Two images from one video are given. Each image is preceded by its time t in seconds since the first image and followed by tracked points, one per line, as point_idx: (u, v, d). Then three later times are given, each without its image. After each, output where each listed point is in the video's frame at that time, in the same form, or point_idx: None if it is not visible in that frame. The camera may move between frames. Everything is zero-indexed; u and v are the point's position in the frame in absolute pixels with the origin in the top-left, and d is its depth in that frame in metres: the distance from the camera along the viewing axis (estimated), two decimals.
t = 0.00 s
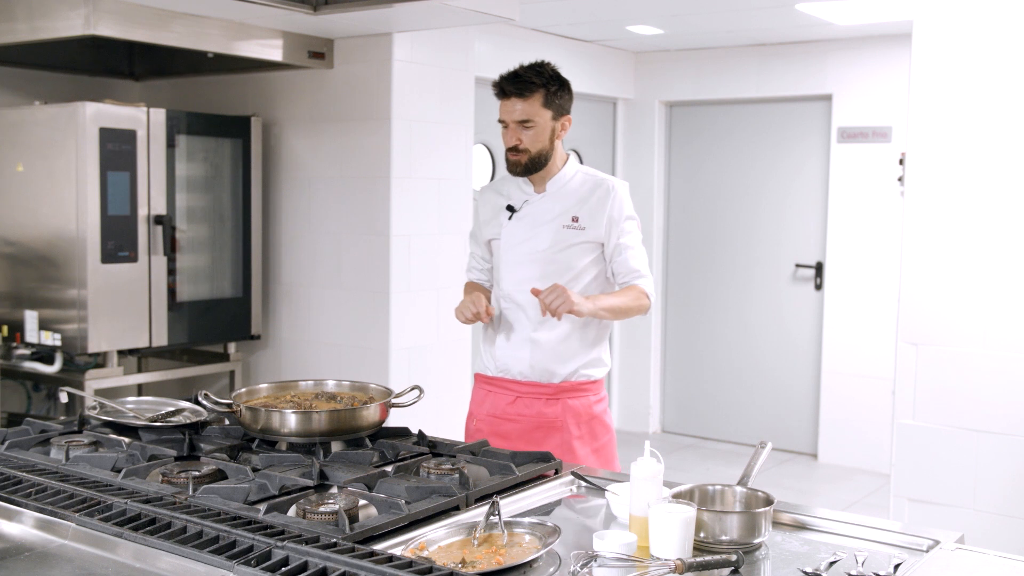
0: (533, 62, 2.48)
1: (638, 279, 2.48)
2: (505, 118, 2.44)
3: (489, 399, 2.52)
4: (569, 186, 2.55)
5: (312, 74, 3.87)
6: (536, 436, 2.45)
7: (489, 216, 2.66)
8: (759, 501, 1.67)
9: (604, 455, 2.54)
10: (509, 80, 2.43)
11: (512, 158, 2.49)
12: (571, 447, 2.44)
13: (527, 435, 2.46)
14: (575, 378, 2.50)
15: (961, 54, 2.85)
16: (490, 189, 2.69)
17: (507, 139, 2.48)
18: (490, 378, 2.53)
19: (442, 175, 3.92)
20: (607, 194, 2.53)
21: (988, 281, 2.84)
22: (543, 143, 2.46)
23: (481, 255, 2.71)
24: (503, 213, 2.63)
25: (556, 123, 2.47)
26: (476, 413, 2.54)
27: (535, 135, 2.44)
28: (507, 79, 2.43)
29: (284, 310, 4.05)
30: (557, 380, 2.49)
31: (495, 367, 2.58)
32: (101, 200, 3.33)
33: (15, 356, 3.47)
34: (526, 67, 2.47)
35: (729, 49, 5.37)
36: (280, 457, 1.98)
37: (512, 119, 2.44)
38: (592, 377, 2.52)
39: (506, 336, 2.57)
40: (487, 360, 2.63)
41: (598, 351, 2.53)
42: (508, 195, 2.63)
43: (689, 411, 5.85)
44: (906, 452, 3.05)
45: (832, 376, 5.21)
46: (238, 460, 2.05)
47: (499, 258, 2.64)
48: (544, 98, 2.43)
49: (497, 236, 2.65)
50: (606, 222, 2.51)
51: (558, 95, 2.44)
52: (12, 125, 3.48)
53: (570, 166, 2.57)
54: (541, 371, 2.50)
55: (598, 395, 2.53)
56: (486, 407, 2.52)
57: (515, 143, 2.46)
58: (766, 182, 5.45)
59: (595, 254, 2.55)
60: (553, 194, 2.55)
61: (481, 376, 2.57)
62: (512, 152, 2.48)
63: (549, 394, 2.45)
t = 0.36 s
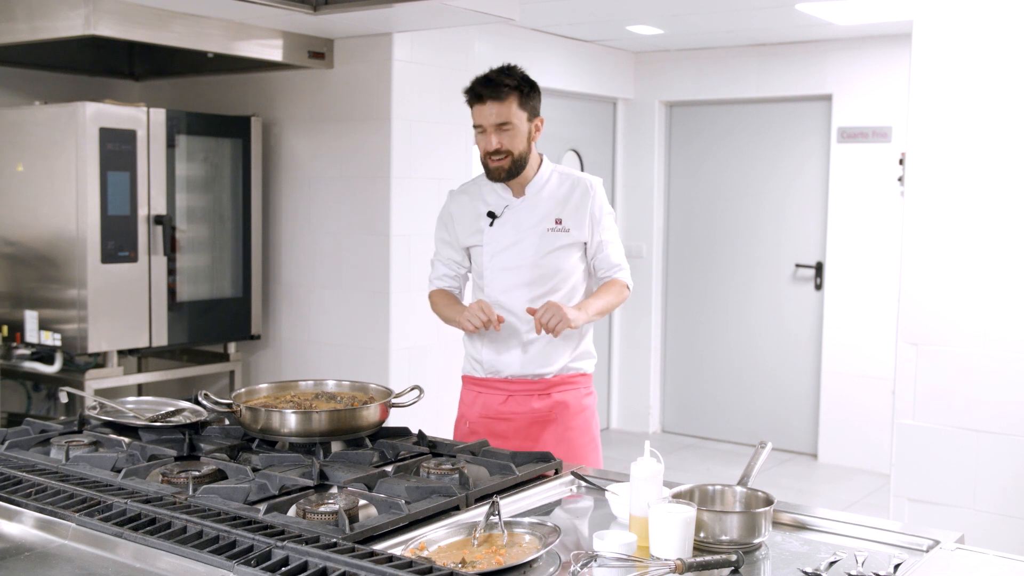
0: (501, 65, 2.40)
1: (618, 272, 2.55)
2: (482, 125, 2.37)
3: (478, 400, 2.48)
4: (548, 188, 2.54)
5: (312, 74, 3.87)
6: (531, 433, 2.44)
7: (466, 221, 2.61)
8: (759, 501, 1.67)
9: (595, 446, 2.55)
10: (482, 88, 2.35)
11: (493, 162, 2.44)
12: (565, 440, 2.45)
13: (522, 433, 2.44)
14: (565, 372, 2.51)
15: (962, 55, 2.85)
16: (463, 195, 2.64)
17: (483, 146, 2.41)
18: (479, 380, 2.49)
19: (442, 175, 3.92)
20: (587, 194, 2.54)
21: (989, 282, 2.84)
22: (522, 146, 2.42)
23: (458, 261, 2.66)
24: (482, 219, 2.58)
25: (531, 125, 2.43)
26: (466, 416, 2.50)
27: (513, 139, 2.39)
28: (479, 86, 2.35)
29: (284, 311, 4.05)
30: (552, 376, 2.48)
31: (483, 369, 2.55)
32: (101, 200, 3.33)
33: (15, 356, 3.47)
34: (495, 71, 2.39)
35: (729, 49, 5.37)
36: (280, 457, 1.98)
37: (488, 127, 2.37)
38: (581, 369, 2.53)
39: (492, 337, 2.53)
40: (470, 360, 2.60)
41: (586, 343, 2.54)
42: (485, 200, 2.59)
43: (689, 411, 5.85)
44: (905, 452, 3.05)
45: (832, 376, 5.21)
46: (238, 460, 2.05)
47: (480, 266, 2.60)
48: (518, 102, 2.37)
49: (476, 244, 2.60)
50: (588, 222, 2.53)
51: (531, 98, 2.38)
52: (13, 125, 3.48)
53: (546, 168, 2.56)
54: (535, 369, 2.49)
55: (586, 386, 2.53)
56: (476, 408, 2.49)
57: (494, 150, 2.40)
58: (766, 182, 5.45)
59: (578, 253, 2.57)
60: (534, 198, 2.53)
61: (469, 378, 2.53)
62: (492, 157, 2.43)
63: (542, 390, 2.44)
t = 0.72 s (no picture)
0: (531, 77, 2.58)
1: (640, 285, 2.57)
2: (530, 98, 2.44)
3: (493, 410, 2.47)
4: (578, 194, 2.53)
5: (312, 74, 3.87)
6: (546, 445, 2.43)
7: (488, 223, 2.57)
8: (759, 501, 1.67)
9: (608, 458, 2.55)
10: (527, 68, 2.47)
11: (539, 139, 2.43)
12: (580, 453, 2.45)
13: (537, 445, 2.43)
14: (582, 385, 2.50)
15: (961, 54, 2.85)
16: (486, 195, 2.59)
17: (529, 123, 2.43)
18: (494, 390, 2.48)
19: (442, 175, 3.92)
20: (615, 202, 2.55)
21: (989, 282, 2.84)
22: (565, 127, 2.47)
23: (476, 262, 2.62)
24: (509, 221, 2.55)
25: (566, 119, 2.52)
26: (479, 425, 2.49)
27: (560, 115, 2.45)
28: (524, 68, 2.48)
29: (284, 311, 4.05)
30: (569, 389, 2.47)
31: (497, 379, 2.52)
32: (101, 199, 3.33)
33: (15, 356, 3.47)
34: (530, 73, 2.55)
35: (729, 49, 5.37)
36: (280, 457, 1.98)
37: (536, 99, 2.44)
38: (597, 382, 2.52)
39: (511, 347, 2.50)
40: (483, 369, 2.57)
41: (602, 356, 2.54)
42: (511, 202, 2.55)
43: (689, 410, 5.85)
44: (906, 451, 3.05)
45: (832, 376, 5.21)
46: (238, 460, 2.05)
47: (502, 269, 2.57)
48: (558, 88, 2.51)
49: (500, 246, 2.56)
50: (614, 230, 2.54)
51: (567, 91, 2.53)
52: (13, 125, 3.48)
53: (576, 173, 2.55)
54: (554, 381, 2.47)
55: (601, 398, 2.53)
56: (489, 418, 2.47)
57: (542, 121, 2.42)
58: (766, 182, 5.45)
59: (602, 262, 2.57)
60: (564, 203, 2.51)
61: (482, 387, 2.51)
62: (540, 132, 2.43)
63: (559, 402, 2.43)
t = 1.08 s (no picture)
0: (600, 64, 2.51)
1: (706, 290, 2.44)
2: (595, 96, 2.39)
3: (545, 415, 2.45)
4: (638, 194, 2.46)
5: (312, 74, 3.87)
6: (597, 454, 2.39)
7: (545, 220, 2.56)
8: (759, 501, 1.67)
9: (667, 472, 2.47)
10: (593, 62, 2.41)
11: (602, 139, 2.39)
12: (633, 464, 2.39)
13: (587, 454, 2.39)
14: (639, 393, 2.42)
15: (961, 54, 2.85)
16: (546, 192, 2.58)
17: (591, 122, 2.40)
18: (546, 393, 2.46)
19: (442, 176, 3.92)
20: (679, 204, 2.45)
21: (988, 282, 2.84)
22: (630, 129, 2.42)
23: (533, 260, 2.60)
24: (565, 218, 2.52)
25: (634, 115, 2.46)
26: (529, 429, 2.47)
27: (625, 116, 2.40)
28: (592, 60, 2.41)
29: (284, 311, 4.05)
30: (622, 397, 2.40)
31: (551, 381, 2.49)
32: (101, 199, 3.33)
33: (15, 356, 3.47)
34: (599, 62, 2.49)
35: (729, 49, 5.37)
36: (280, 457, 1.98)
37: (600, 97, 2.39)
38: (657, 392, 2.43)
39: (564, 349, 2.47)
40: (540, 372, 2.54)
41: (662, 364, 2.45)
42: (569, 199, 2.53)
43: (689, 410, 5.85)
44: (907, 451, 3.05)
45: (832, 376, 5.21)
46: (238, 460, 2.05)
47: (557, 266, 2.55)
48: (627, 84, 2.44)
49: (554, 243, 2.55)
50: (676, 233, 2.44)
51: (636, 85, 2.46)
52: (13, 125, 3.48)
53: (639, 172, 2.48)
54: (606, 386, 2.40)
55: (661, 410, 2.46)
56: (541, 422, 2.46)
57: (604, 122, 2.38)
58: (767, 182, 5.45)
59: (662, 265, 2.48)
60: (621, 202, 2.46)
61: (536, 391, 2.50)
62: (603, 131, 2.39)
63: (611, 410, 2.38)
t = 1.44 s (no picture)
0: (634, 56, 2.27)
1: (728, 299, 2.34)
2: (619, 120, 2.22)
3: (561, 418, 2.38)
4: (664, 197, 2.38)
5: (312, 74, 3.87)
6: (612, 459, 2.32)
7: (565, 217, 2.49)
8: (759, 501, 1.67)
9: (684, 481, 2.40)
10: (620, 77, 2.20)
11: (624, 164, 2.28)
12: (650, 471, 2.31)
13: (602, 459, 2.32)
14: (655, 399, 2.35)
15: (961, 55, 2.85)
16: (569, 188, 2.51)
17: (615, 144, 2.26)
18: (562, 396, 2.40)
19: (442, 176, 3.92)
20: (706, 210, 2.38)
21: (987, 282, 2.84)
22: (657, 148, 2.27)
23: (552, 257, 2.55)
24: (587, 217, 2.46)
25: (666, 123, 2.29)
26: (543, 432, 2.40)
27: (651, 138, 2.25)
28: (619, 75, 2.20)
29: (284, 310, 4.05)
30: (639, 401, 2.33)
31: (567, 382, 2.43)
32: (101, 199, 3.33)
33: (15, 356, 3.46)
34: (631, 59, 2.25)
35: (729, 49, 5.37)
36: (280, 457, 1.98)
37: (626, 120, 2.22)
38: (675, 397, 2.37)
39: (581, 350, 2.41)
40: (556, 372, 2.48)
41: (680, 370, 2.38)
42: (592, 198, 2.46)
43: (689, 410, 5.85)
44: (907, 452, 3.05)
45: (832, 376, 5.21)
46: (238, 460, 2.05)
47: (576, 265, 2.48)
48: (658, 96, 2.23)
49: (574, 242, 2.48)
50: (699, 239, 2.37)
51: (671, 93, 2.25)
52: (13, 125, 3.48)
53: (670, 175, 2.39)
54: (621, 391, 2.34)
55: (679, 416, 2.40)
56: (555, 425, 2.39)
57: (627, 149, 2.25)
58: (767, 182, 5.45)
59: (685, 271, 2.41)
60: (645, 205, 2.38)
61: (552, 393, 2.44)
62: (626, 158, 2.26)
63: (629, 414, 2.32)
